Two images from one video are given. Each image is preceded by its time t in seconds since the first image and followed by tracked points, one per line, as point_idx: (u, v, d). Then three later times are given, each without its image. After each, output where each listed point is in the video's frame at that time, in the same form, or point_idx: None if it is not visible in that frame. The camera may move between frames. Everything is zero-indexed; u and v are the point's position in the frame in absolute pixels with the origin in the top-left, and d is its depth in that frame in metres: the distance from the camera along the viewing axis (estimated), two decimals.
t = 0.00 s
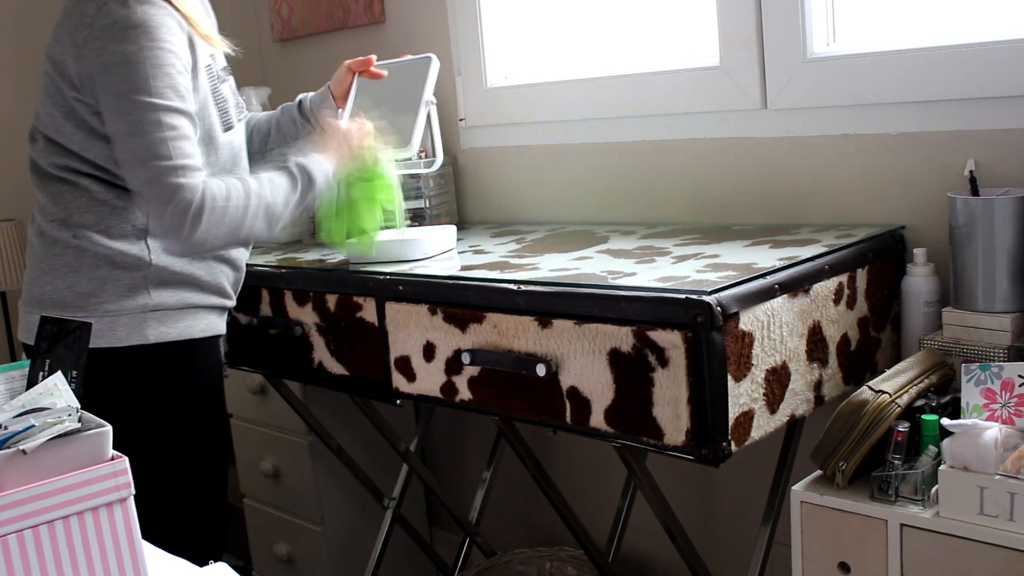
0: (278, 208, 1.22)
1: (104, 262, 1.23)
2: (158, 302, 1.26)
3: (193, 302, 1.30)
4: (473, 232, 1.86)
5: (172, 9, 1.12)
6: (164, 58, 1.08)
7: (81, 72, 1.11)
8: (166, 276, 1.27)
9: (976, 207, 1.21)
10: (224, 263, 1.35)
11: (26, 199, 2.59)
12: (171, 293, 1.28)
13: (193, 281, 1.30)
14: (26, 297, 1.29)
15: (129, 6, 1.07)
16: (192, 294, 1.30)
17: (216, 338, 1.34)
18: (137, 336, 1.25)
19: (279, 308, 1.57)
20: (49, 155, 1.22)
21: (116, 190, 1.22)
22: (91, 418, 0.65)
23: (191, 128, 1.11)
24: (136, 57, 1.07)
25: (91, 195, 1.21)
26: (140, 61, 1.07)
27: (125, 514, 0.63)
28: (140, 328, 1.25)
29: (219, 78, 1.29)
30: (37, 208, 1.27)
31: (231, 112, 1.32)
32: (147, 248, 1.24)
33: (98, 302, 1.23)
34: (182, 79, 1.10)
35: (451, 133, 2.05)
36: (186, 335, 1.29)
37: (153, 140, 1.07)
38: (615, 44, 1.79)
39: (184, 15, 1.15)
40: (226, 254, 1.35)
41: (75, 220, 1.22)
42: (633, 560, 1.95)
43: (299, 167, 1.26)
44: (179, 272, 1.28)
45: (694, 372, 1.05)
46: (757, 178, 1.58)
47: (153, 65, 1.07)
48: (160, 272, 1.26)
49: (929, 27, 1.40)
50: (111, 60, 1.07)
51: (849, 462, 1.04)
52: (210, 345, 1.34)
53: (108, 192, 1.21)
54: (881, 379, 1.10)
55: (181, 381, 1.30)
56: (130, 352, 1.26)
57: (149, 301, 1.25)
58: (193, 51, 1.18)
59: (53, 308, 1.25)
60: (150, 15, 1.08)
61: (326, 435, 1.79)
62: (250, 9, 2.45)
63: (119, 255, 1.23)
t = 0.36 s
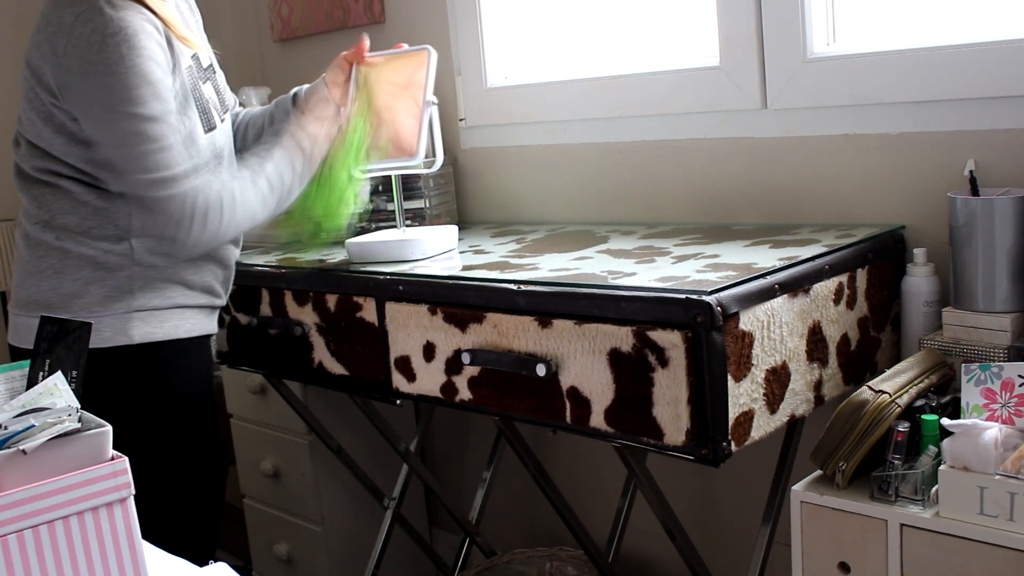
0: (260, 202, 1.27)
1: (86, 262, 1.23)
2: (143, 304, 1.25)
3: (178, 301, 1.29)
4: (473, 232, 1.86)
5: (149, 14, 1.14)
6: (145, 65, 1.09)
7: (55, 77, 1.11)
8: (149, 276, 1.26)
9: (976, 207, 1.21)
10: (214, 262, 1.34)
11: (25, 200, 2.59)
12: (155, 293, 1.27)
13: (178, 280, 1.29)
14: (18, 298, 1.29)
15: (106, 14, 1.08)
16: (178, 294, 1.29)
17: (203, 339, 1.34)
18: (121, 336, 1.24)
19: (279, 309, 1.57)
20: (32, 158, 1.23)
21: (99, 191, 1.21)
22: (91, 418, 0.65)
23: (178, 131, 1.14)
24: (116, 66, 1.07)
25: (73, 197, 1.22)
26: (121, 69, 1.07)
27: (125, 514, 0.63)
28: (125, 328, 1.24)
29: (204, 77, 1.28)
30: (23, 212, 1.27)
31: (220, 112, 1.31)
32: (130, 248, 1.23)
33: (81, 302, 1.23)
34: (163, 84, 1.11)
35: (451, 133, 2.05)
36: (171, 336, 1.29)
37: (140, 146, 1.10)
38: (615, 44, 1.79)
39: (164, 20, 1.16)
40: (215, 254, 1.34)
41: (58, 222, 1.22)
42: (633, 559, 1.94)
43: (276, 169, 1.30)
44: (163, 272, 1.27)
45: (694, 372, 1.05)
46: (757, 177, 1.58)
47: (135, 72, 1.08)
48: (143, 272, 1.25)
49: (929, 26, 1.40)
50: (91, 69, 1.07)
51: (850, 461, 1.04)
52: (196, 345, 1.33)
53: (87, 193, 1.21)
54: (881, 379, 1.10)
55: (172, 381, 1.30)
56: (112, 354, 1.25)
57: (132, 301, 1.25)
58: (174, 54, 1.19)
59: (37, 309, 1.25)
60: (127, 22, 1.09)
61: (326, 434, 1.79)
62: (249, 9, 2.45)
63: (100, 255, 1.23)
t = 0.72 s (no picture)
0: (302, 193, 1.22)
1: (99, 259, 1.23)
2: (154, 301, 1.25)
3: (188, 300, 1.29)
4: (473, 231, 1.86)
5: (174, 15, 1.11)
6: (172, 62, 1.06)
7: (80, 76, 1.10)
8: (161, 274, 1.26)
9: (976, 207, 1.21)
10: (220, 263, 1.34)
11: (26, 199, 2.59)
12: (165, 291, 1.26)
13: (188, 279, 1.29)
14: (24, 295, 1.29)
15: (134, 13, 1.06)
16: (187, 293, 1.29)
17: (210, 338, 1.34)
18: (132, 334, 1.25)
19: (279, 308, 1.57)
20: (48, 153, 1.22)
21: (115, 189, 1.22)
22: (91, 418, 0.65)
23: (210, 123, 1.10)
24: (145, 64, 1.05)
25: (88, 193, 1.22)
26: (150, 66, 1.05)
27: (125, 513, 0.63)
28: (135, 326, 1.25)
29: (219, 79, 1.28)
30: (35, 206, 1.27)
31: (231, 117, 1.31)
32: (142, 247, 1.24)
33: (92, 299, 1.23)
34: (193, 79, 1.09)
35: (451, 133, 2.05)
36: (179, 334, 1.28)
37: (179, 143, 1.06)
38: (614, 44, 1.79)
39: (191, 23, 1.14)
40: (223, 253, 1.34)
41: (72, 217, 1.22)
42: (633, 560, 1.94)
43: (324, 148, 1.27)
44: (174, 270, 1.27)
45: (694, 372, 1.05)
46: (757, 177, 1.58)
47: (163, 69, 1.06)
48: (155, 270, 1.25)
49: (929, 27, 1.40)
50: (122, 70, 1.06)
51: (849, 461, 1.04)
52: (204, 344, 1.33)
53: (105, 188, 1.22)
54: (881, 379, 1.10)
55: (172, 381, 1.30)
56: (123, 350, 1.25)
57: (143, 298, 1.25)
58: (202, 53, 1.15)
59: (48, 304, 1.25)
60: (153, 21, 1.07)
61: (326, 434, 1.79)
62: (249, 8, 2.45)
63: (114, 253, 1.23)
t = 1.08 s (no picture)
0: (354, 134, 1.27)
1: (89, 261, 1.23)
2: (145, 305, 1.25)
3: (179, 301, 1.29)
4: (473, 232, 1.86)
5: None
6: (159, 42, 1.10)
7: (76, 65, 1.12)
8: (151, 274, 1.26)
9: (976, 207, 1.21)
10: (215, 264, 1.34)
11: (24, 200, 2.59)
12: (156, 293, 1.26)
13: (180, 281, 1.29)
14: (17, 298, 1.29)
15: None
16: (179, 295, 1.29)
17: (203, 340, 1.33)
18: (123, 337, 1.24)
19: (279, 308, 1.57)
20: (37, 154, 1.25)
21: (103, 189, 1.23)
22: (91, 418, 0.65)
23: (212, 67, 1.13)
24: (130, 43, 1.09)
25: (77, 195, 1.23)
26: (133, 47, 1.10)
27: (125, 513, 0.62)
28: (126, 329, 1.24)
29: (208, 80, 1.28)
30: (24, 210, 1.27)
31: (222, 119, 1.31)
32: (131, 249, 1.25)
33: (80, 301, 1.23)
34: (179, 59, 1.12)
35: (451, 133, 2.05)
36: (170, 337, 1.28)
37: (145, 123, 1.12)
38: (614, 44, 1.79)
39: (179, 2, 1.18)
40: (216, 254, 1.34)
41: (60, 220, 1.23)
42: (633, 559, 1.95)
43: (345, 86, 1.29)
44: (164, 271, 1.27)
45: (694, 372, 1.05)
46: (757, 177, 1.58)
47: (154, 27, 1.09)
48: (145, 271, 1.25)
49: (929, 27, 1.40)
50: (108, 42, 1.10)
51: (849, 461, 1.04)
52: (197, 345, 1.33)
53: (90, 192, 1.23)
54: (881, 379, 1.10)
55: (172, 381, 1.30)
56: (115, 351, 1.25)
57: (134, 300, 1.25)
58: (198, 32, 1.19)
59: (39, 307, 1.25)
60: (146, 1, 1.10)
61: (326, 434, 1.79)
62: (249, 8, 2.45)
63: (103, 255, 1.23)
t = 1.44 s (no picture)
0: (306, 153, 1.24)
1: (88, 262, 1.23)
2: (144, 305, 1.25)
3: (179, 303, 1.29)
4: (473, 232, 1.86)
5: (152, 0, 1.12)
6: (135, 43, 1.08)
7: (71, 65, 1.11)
8: (152, 275, 1.26)
9: (976, 207, 1.21)
10: (216, 264, 1.34)
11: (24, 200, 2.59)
12: (156, 294, 1.26)
13: (180, 282, 1.29)
14: (18, 298, 1.29)
15: None
16: (180, 296, 1.29)
17: (204, 341, 1.33)
18: (121, 338, 1.24)
19: (279, 308, 1.57)
20: (35, 154, 1.23)
21: (102, 191, 1.22)
22: (91, 418, 0.65)
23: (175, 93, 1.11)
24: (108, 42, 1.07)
25: (75, 196, 1.22)
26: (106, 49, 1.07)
27: (125, 514, 0.63)
28: (125, 331, 1.24)
29: (210, 82, 1.28)
30: (24, 210, 1.28)
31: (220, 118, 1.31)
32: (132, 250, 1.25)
33: (79, 302, 1.23)
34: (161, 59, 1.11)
35: (451, 133, 2.05)
36: (171, 338, 1.28)
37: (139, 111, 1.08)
38: (614, 44, 1.79)
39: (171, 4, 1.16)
40: (216, 255, 1.34)
41: (59, 221, 1.23)
42: (633, 559, 1.95)
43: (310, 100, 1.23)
44: (164, 273, 1.27)
45: (694, 372, 1.05)
46: (757, 177, 1.58)
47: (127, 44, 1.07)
48: (145, 272, 1.25)
49: (929, 27, 1.40)
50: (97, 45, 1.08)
51: (849, 461, 1.04)
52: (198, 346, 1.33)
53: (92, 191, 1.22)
54: (881, 379, 1.10)
55: (172, 381, 1.30)
56: (116, 351, 1.25)
57: (134, 301, 1.25)
58: (180, 45, 1.16)
59: (38, 308, 1.26)
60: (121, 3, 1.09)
61: (326, 434, 1.79)
62: (250, 9, 2.45)
63: (102, 256, 1.23)
